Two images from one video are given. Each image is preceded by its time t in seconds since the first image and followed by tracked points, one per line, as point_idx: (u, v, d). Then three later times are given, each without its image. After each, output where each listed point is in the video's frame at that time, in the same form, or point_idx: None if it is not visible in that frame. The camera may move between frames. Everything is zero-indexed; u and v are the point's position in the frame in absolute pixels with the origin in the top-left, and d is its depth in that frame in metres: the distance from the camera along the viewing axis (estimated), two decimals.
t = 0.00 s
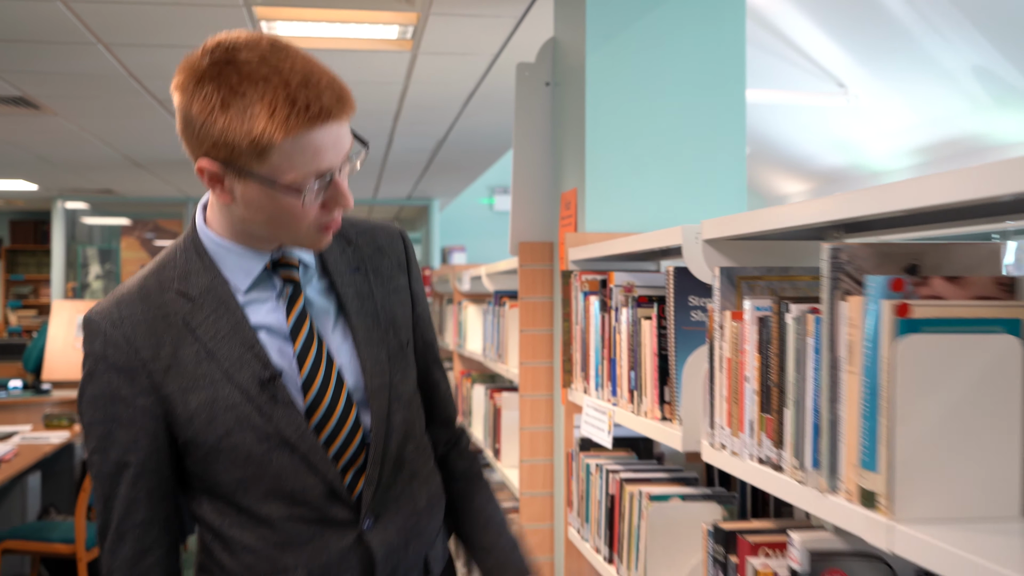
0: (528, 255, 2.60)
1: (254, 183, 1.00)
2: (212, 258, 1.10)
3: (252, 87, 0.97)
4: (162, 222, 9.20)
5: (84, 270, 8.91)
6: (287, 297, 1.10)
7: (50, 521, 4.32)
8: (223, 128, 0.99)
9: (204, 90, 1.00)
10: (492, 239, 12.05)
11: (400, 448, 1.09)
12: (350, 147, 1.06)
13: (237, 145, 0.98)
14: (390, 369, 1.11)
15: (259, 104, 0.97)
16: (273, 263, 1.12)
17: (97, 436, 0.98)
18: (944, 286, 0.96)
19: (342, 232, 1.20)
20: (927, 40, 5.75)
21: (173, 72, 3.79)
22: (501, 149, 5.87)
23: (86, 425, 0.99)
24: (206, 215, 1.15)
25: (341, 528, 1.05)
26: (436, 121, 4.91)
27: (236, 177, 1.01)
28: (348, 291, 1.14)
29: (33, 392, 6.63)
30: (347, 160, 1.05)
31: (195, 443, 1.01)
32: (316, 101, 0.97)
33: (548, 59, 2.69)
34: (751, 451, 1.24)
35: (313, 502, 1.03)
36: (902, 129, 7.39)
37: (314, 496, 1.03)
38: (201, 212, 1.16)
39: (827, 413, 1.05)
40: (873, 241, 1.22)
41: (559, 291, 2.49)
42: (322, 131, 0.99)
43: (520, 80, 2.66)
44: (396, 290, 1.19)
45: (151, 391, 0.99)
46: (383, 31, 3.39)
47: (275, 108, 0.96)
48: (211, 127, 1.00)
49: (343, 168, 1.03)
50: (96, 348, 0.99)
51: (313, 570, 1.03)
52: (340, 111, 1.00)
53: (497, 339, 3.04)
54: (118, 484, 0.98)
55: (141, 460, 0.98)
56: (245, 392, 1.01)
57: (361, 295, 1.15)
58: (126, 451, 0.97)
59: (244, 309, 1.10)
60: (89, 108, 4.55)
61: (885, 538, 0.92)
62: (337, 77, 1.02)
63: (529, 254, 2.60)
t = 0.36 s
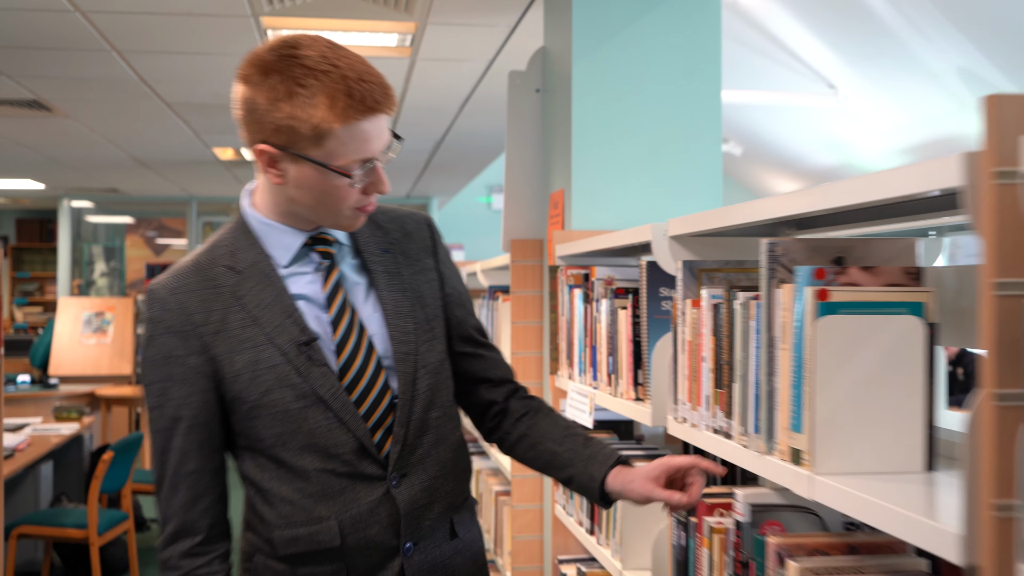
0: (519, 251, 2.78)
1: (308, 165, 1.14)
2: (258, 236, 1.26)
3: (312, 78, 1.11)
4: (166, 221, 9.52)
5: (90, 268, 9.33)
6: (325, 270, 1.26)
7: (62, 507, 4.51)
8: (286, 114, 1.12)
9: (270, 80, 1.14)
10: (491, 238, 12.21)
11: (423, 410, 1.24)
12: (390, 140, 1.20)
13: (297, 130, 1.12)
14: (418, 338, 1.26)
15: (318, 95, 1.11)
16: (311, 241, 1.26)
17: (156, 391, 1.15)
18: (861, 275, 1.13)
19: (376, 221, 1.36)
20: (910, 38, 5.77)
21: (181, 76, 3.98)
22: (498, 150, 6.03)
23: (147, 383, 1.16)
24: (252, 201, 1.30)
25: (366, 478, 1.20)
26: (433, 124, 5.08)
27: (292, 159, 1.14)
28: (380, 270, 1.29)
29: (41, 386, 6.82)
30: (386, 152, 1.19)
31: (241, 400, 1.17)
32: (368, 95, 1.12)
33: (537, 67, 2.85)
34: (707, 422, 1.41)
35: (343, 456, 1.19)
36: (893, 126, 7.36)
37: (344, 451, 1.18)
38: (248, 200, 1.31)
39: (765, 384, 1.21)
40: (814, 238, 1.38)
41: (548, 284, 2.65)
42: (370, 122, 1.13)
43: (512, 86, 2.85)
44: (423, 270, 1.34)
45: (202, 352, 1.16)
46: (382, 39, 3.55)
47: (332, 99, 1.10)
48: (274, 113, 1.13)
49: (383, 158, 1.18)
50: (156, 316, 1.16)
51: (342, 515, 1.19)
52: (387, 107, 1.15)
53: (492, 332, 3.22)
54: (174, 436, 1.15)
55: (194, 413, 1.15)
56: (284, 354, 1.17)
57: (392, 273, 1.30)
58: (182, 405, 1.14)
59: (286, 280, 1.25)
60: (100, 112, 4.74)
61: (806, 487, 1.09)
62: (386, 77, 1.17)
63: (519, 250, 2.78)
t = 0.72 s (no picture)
0: (502, 253, 2.93)
1: (374, 178, 1.27)
2: (315, 234, 1.41)
3: (391, 105, 1.24)
4: (166, 222, 9.68)
5: (91, 268, 9.48)
6: (369, 272, 1.39)
7: (66, 501, 4.66)
8: (363, 133, 1.25)
9: (355, 99, 1.27)
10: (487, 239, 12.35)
11: (436, 410, 1.37)
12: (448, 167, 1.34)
13: (370, 147, 1.25)
14: (441, 345, 1.39)
15: (395, 121, 1.24)
16: (361, 244, 1.40)
17: (204, 355, 1.30)
18: (788, 282, 1.25)
19: (424, 239, 1.50)
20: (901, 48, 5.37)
21: (179, 83, 4.13)
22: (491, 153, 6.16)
23: (198, 347, 1.31)
24: (315, 202, 1.45)
25: (375, 464, 1.32)
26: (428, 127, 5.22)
27: (361, 171, 1.27)
28: (418, 281, 1.42)
29: (42, 384, 6.96)
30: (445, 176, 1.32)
31: (277, 378, 1.31)
32: (438, 128, 1.25)
33: (521, 80, 3.25)
34: (660, 415, 1.54)
35: (356, 441, 1.31)
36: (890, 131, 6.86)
37: (358, 437, 1.31)
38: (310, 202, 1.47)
39: (706, 379, 1.34)
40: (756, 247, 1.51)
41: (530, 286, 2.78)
42: (435, 152, 1.27)
43: (497, 95, 3.26)
44: (457, 288, 1.48)
45: (249, 328, 1.31)
46: (375, 50, 3.80)
47: (406, 127, 1.24)
48: (352, 129, 1.27)
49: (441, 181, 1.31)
50: (215, 289, 1.31)
51: (348, 495, 1.31)
52: (450, 140, 1.28)
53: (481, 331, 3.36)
54: (214, 398, 1.29)
55: (235, 381, 1.30)
56: (319, 341, 1.31)
57: (429, 286, 1.43)
58: (226, 372, 1.29)
59: (333, 276, 1.39)
60: (102, 117, 4.88)
61: (736, 471, 1.21)
62: (455, 112, 1.30)
63: (503, 253, 2.93)
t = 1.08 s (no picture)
0: (493, 252, 2.99)
1: (385, 184, 1.35)
2: (326, 232, 1.48)
3: (403, 117, 1.33)
4: (166, 220, 9.77)
5: (92, 266, 9.58)
6: (375, 270, 1.47)
7: (68, 495, 4.75)
8: (375, 141, 1.34)
9: (369, 109, 1.36)
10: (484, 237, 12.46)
11: (432, 403, 1.45)
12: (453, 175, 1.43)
13: (381, 154, 1.33)
14: (438, 341, 1.48)
15: (405, 130, 1.33)
16: (368, 243, 1.48)
17: (216, 341, 1.38)
18: (748, 278, 1.35)
19: (427, 243, 1.59)
20: (893, 49, 5.31)
21: (179, 85, 4.21)
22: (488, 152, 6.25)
23: (211, 333, 1.40)
24: (327, 201, 1.53)
25: (373, 450, 1.40)
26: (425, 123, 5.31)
27: (372, 176, 1.35)
28: (419, 281, 1.51)
29: (43, 380, 7.04)
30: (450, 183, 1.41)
31: (285, 365, 1.40)
32: (445, 140, 1.34)
33: (510, 83, 3.41)
34: (634, 405, 1.63)
35: (356, 427, 1.39)
36: (883, 130, 6.87)
37: (358, 423, 1.39)
38: (322, 200, 1.56)
39: (673, 370, 1.43)
40: (724, 246, 1.59)
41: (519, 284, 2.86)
42: (442, 161, 1.35)
43: (487, 99, 3.41)
44: (455, 290, 1.57)
45: (259, 318, 1.40)
46: (370, 52, 3.89)
47: (416, 137, 1.32)
48: (365, 136, 1.35)
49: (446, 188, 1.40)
50: (230, 278, 1.40)
51: (347, 479, 1.39)
52: (456, 151, 1.37)
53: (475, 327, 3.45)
54: (223, 381, 1.37)
55: (245, 366, 1.38)
56: (326, 332, 1.39)
57: (430, 286, 1.52)
58: (237, 357, 1.37)
59: (341, 272, 1.47)
60: (103, 118, 4.97)
61: (700, 456, 1.29)
62: (461, 125, 1.39)
63: (493, 252, 2.99)
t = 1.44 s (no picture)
0: (491, 248, 3.10)
1: (391, 181, 1.39)
2: (328, 222, 1.54)
3: (413, 118, 1.38)
4: (167, 218, 9.83)
5: (93, 263, 9.63)
6: (370, 263, 1.52)
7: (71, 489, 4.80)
8: (385, 140, 1.38)
9: (381, 109, 1.40)
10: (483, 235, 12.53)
11: (411, 397, 1.48)
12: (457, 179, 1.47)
13: (389, 153, 1.37)
14: (422, 339, 1.52)
15: (415, 132, 1.37)
16: (366, 237, 1.53)
17: (211, 314, 1.43)
18: (738, 272, 1.36)
19: (428, 245, 1.63)
20: (889, 48, 5.34)
21: (182, 84, 4.27)
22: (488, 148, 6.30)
23: (207, 305, 1.45)
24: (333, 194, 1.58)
25: (349, 437, 1.44)
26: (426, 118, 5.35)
27: (379, 173, 1.40)
28: (411, 279, 1.55)
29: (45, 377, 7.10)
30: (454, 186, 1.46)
31: (272, 344, 1.44)
32: (452, 144, 1.39)
33: (509, 82, 3.48)
34: (629, 395, 1.67)
35: (334, 412, 1.43)
36: (881, 129, 6.89)
37: (336, 408, 1.42)
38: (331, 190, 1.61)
39: (666, 360, 1.47)
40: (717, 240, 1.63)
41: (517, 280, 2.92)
42: (447, 164, 1.40)
43: (487, 97, 3.47)
44: (449, 293, 1.61)
45: (252, 295, 1.44)
46: (370, 51, 3.94)
47: (424, 138, 1.37)
48: (375, 135, 1.39)
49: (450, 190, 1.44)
50: (231, 253, 1.46)
51: (321, 462, 1.42)
52: (462, 155, 1.42)
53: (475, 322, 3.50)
54: (211, 351, 1.42)
55: (234, 340, 1.43)
56: (313, 315, 1.44)
57: (422, 286, 1.56)
58: (229, 332, 1.42)
59: (337, 262, 1.52)
60: (106, 116, 5.01)
61: (690, 443, 1.33)
62: (469, 131, 1.44)
63: (492, 249, 3.09)
